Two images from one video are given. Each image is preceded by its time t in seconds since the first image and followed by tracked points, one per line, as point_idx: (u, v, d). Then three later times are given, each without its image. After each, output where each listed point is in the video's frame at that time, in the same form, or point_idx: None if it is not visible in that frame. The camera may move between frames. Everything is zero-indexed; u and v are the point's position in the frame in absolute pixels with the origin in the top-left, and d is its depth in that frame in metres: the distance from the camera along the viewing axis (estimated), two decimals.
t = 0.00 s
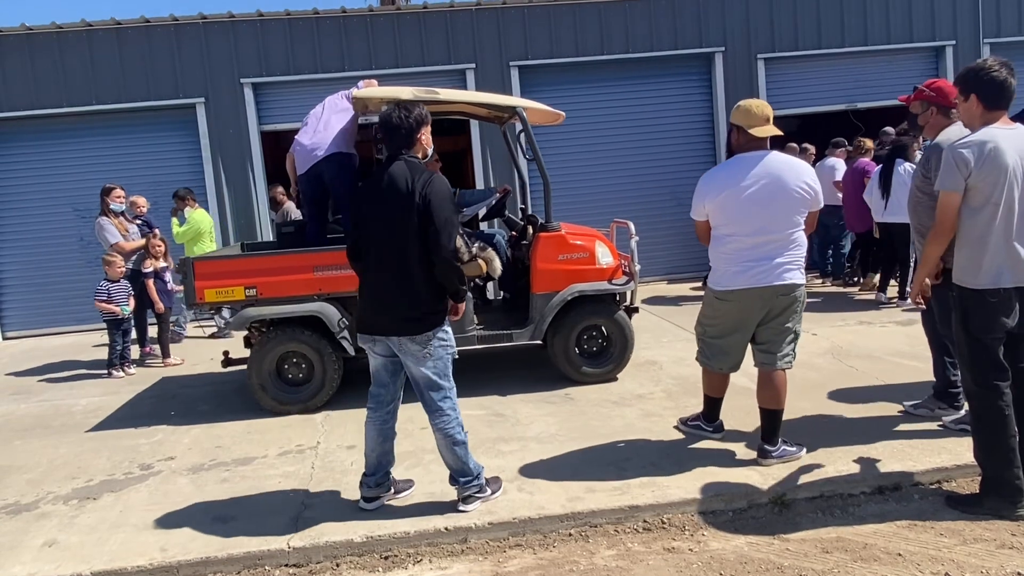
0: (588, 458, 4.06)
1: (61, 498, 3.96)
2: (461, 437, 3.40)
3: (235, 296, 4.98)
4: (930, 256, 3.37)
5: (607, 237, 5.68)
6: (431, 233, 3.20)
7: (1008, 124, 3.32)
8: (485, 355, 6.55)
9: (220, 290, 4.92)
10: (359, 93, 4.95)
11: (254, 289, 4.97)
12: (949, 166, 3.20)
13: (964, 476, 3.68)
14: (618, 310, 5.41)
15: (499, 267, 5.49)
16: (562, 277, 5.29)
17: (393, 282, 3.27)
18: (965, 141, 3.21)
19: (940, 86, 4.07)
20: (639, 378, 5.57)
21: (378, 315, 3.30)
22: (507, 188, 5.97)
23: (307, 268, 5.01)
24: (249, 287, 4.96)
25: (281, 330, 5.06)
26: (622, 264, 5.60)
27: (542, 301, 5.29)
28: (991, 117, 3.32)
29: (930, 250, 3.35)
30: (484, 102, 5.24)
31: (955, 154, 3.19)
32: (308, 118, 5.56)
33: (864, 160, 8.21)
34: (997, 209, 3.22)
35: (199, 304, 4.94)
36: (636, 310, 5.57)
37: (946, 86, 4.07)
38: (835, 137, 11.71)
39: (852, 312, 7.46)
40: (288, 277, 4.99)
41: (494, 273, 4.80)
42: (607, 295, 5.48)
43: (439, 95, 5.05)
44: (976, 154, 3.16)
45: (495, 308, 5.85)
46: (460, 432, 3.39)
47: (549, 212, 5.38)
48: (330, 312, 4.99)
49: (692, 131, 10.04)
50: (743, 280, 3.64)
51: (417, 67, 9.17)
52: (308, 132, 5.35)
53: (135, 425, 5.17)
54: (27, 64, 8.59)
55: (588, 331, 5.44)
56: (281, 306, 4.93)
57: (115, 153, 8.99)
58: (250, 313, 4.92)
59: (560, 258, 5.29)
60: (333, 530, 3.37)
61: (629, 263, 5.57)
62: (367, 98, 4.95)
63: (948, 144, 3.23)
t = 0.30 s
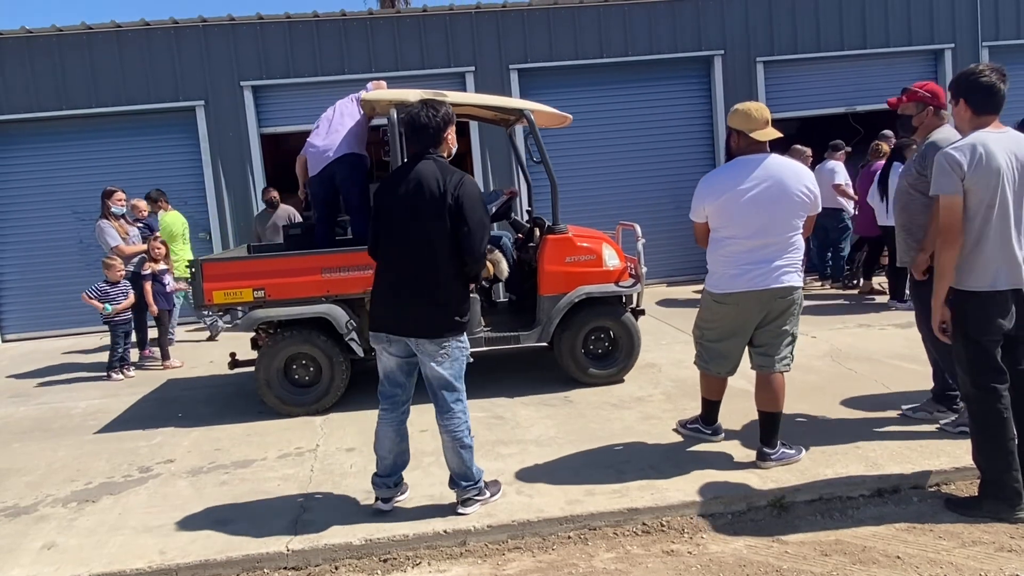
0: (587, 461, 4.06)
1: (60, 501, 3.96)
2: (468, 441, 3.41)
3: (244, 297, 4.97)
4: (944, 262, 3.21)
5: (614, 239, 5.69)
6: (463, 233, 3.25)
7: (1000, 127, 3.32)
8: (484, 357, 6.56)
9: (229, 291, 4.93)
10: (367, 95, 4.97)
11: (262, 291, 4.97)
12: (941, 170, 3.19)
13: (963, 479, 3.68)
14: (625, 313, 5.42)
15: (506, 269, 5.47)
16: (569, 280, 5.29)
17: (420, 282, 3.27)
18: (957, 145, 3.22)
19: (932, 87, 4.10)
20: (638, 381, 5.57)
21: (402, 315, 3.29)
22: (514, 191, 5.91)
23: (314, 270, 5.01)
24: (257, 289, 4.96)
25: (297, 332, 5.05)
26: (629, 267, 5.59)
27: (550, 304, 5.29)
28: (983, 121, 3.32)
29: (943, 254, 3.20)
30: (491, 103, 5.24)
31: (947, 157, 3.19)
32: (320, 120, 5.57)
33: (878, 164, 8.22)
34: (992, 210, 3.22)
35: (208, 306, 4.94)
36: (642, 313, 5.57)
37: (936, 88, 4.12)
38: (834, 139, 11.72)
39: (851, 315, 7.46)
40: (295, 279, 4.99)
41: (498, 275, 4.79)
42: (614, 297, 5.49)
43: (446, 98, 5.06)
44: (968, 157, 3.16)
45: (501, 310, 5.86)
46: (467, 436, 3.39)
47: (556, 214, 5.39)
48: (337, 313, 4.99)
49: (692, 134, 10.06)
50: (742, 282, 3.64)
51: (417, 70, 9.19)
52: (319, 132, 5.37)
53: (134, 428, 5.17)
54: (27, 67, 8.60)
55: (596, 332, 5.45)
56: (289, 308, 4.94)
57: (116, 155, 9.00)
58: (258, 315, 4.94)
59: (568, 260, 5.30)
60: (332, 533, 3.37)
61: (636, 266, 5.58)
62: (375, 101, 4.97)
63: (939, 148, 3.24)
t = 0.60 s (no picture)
0: (586, 463, 4.06)
1: (59, 503, 3.96)
2: (469, 443, 3.40)
3: (254, 299, 4.98)
4: (948, 263, 3.17)
5: (622, 240, 5.71)
6: (472, 234, 3.29)
7: (996, 131, 3.33)
8: (483, 360, 6.56)
9: (238, 293, 4.93)
10: (377, 97, 4.98)
11: (273, 292, 4.98)
12: (936, 172, 3.20)
13: (962, 482, 3.68)
14: (634, 313, 5.45)
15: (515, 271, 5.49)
16: (579, 280, 5.30)
17: (427, 282, 3.27)
18: (951, 147, 3.23)
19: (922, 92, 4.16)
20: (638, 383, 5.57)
21: (410, 317, 3.26)
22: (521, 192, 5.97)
23: (322, 271, 5.01)
24: (268, 290, 4.96)
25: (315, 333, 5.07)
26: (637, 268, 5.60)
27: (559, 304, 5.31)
28: (979, 124, 3.32)
29: (946, 255, 3.16)
30: (501, 105, 5.26)
31: (941, 159, 3.20)
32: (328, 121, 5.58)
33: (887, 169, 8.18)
34: (987, 211, 3.22)
35: (218, 307, 4.95)
36: (651, 314, 5.59)
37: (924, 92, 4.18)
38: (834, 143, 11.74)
39: (851, 318, 7.47)
40: (304, 279, 4.99)
41: (510, 275, 5.35)
42: (623, 298, 5.50)
43: (456, 99, 5.08)
44: (961, 160, 3.18)
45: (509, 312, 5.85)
46: (468, 438, 3.39)
47: (565, 216, 5.40)
48: (347, 315, 4.97)
49: (691, 137, 10.07)
50: (741, 285, 3.63)
51: (417, 72, 9.20)
52: (327, 133, 5.38)
53: (133, 430, 5.16)
54: (27, 69, 8.61)
55: (605, 333, 5.46)
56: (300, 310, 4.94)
57: (115, 157, 9.00)
58: (268, 316, 4.94)
59: (578, 261, 5.31)
60: (330, 536, 3.37)
61: (644, 267, 5.60)
62: (385, 102, 4.98)
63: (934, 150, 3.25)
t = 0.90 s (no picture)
0: (586, 467, 4.06)
1: (58, 506, 3.96)
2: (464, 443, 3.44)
3: (269, 300, 5.01)
4: (931, 271, 3.30)
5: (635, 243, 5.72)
6: (446, 235, 3.37)
7: (997, 136, 3.33)
8: (483, 363, 6.56)
9: (255, 294, 4.97)
10: (393, 100, 5.00)
11: (288, 293, 5.01)
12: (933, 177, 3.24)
13: (962, 486, 3.68)
14: (647, 315, 5.47)
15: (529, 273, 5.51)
16: (593, 283, 5.31)
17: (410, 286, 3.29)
18: (950, 152, 3.24)
19: (906, 98, 4.01)
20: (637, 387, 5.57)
21: (400, 323, 3.27)
22: (534, 194, 5.99)
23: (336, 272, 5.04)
24: (283, 291, 4.99)
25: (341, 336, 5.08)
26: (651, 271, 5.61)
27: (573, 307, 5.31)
28: (979, 128, 3.33)
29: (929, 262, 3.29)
30: (517, 108, 5.27)
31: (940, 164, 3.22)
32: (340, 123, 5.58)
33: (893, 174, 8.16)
34: (985, 217, 3.22)
35: (234, 308, 5.02)
36: (664, 317, 5.60)
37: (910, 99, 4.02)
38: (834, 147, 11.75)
39: (851, 321, 7.47)
40: (318, 281, 5.03)
41: (523, 277, 5.40)
42: (636, 301, 5.51)
43: (472, 102, 5.11)
44: (960, 165, 3.19)
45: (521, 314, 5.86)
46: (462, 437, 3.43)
47: (579, 218, 5.42)
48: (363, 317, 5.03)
49: (691, 141, 10.08)
50: (738, 289, 3.64)
51: (417, 75, 9.22)
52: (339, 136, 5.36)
53: (132, 433, 5.16)
54: (28, 72, 8.62)
55: (617, 336, 5.48)
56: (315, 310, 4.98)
57: (115, 160, 9.01)
58: (284, 317, 4.97)
59: (592, 263, 5.32)
60: (330, 539, 3.36)
61: (658, 271, 5.61)
62: (401, 105, 5.00)
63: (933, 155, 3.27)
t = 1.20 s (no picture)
0: (585, 470, 4.06)
1: (58, 507, 3.96)
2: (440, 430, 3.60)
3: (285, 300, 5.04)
4: (926, 271, 3.38)
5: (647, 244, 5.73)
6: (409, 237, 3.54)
7: (996, 139, 3.34)
8: (482, 365, 6.56)
9: (271, 294, 5.01)
10: (408, 101, 5.02)
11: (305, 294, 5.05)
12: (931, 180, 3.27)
13: (960, 489, 3.69)
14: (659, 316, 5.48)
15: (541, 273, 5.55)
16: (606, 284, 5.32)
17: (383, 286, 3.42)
18: (949, 155, 3.26)
19: (891, 99, 3.98)
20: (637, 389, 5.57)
21: (378, 320, 3.39)
22: (546, 194, 6.00)
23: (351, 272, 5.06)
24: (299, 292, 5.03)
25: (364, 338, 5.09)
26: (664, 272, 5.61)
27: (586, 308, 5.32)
28: (979, 132, 3.34)
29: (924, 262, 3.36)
30: (531, 110, 5.29)
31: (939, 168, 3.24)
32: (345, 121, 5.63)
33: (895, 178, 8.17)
34: (983, 221, 3.24)
35: (250, 308, 5.04)
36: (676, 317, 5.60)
37: (896, 100, 3.99)
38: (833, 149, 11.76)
39: (850, 324, 7.48)
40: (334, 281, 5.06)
41: (536, 278, 5.44)
42: (649, 301, 5.52)
43: (486, 104, 5.13)
44: (959, 169, 3.21)
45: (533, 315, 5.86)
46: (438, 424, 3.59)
47: (592, 220, 5.43)
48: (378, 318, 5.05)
49: (691, 143, 10.09)
50: (736, 293, 3.66)
51: (417, 78, 9.23)
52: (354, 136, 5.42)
53: (131, 435, 5.16)
54: (28, 74, 8.63)
55: (629, 336, 5.50)
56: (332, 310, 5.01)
57: (115, 162, 9.01)
58: (300, 317, 5.01)
59: (605, 264, 5.33)
60: (329, 541, 3.36)
61: (670, 273, 5.61)
62: (415, 106, 5.01)
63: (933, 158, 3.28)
